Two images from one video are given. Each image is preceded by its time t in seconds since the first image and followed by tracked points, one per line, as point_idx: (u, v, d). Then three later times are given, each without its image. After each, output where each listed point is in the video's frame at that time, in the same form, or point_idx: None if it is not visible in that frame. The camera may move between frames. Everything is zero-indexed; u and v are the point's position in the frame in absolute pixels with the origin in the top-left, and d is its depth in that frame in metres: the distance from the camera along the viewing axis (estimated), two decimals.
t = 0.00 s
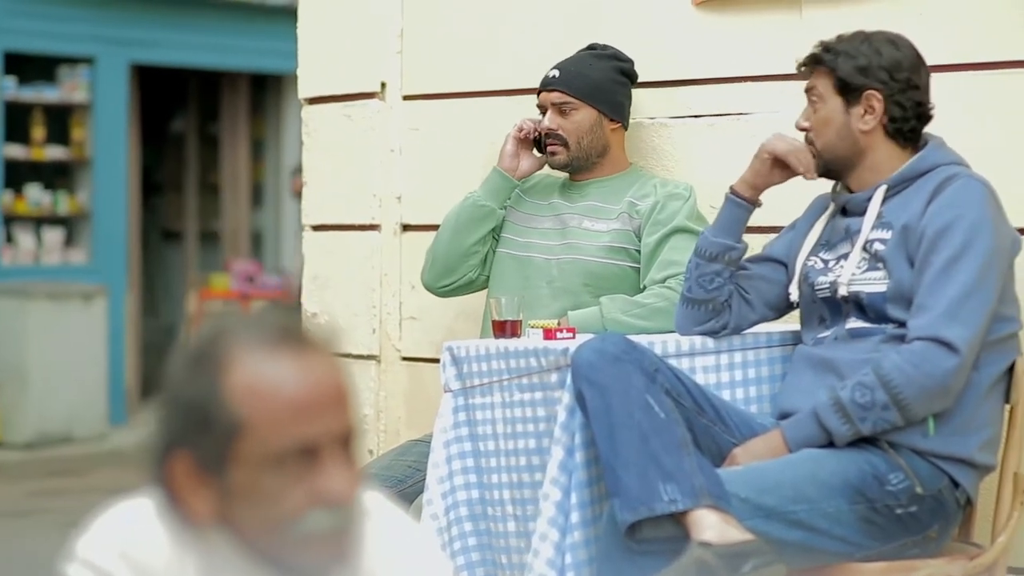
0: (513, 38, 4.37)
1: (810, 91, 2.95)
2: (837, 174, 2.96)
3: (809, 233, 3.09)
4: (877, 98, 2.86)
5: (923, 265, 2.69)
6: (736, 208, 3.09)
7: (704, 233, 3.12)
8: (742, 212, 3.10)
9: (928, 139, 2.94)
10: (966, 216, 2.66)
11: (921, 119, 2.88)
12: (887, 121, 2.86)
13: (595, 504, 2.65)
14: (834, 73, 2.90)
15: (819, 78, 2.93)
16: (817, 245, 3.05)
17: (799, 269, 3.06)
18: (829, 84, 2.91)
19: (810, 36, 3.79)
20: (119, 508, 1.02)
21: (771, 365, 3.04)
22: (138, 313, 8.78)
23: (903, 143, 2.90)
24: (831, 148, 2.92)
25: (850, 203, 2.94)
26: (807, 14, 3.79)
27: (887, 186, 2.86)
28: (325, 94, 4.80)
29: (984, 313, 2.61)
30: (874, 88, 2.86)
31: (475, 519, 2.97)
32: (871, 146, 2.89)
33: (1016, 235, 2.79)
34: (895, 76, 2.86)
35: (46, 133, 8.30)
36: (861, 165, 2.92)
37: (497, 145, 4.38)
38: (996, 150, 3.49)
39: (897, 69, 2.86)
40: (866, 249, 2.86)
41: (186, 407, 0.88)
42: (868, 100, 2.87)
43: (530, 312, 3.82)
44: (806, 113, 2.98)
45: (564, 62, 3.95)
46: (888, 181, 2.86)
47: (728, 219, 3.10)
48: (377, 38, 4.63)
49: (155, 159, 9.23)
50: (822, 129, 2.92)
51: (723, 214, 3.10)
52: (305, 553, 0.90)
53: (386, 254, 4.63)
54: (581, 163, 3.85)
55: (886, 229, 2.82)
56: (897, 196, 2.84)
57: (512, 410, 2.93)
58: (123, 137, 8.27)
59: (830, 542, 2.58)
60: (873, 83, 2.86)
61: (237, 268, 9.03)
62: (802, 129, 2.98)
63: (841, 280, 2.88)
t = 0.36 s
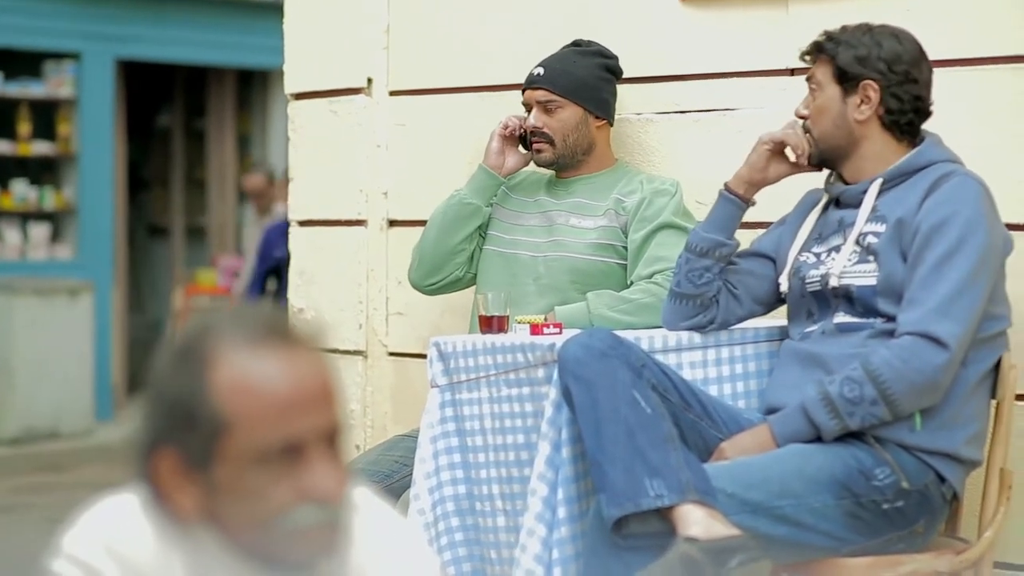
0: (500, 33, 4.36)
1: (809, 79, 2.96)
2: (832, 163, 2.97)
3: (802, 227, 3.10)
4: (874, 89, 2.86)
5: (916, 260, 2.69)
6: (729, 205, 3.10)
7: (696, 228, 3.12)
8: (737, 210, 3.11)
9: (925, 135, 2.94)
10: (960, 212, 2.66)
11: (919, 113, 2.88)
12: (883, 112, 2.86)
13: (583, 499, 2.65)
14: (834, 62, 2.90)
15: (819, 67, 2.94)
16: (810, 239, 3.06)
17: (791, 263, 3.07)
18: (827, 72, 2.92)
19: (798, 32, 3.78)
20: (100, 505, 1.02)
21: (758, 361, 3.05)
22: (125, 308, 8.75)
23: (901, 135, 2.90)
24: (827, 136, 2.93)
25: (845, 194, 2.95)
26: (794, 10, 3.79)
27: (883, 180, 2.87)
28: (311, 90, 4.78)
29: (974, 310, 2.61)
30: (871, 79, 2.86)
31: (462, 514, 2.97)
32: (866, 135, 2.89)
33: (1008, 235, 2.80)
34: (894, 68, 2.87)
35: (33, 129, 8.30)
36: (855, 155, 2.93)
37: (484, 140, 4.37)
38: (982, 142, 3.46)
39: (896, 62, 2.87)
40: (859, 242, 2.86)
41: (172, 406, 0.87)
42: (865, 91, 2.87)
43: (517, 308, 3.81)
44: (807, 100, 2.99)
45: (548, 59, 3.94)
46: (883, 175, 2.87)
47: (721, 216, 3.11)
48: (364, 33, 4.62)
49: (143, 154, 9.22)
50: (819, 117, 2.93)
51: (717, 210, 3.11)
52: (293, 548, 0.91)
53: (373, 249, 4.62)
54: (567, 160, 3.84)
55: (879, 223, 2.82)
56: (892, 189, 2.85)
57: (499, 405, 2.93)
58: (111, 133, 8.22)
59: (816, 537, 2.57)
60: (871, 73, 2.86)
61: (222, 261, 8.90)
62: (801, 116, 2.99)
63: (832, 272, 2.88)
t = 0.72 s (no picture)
0: (488, 24, 4.34)
1: (793, 73, 2.96)
2: (818, 158, 2.97)
3: (789, 221, 3.10)
4: (859, 82, 2.86)
5: (905, 253, 2.69)
6: (718, 197, 3.09)
7: (685, 221, 3.11)
8: (725, 202, 3.09)
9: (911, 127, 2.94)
10: (949, 205, 2.66)
11: (904, 105, 2.88)
12: (869, 105, 2.86)
13: (571, 491, 2.65)
14: (818, 56, 2.90)
15: (803, 62, 2.94)
16: (798, 232, 3.05)
17: (778, 256, 3.06)
18: (812, 66, 2.92)
19: (785, 24, 3.78)
20: (86, 497, 1.02)
21: (746, 352, 3.05)
22: (113, 300, 8.72)
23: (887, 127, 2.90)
24: (813, 129, 2.92)
25: (832, 186, 2.94)
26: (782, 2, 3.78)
27: (870, 172, 2.86)
28: (298, 81, 4.77)
29: (963, 303, 2.61)
30: (856, 72, 2.86)
31: (450, 505, 2.95)
32: (851, 128, 2.89)
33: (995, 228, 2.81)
34: (878, 61, 2.86)
35: (20, 120, 8.29)
36: (842, 149, 2.92)
37: (472, 132, 4.36)
38: (970, 133, 3.46)
39: (881, 54, 2.87)
40: (847, 235, 2.86)
41: (159, 395, 0.89)
42: (850, 84, 2.87)
43: (505, 299, 3.81)
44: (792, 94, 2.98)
45: (539, 51, 3.92)
46: (871, 167, 2.87)
47: (710, 209, 3.10)
48: (351, 25, 4.61)
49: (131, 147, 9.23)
50: (804, 111, 2.93)
51: (706, 203, 3.10)
52: (279, 539, 0.91)
53: (361, 241, 4.61)
54: (559, 152, 3.84)
55: (867, 216, 2.82)
56: (881, 181, 2.85)
57: (487, 397, 2.92)
58: (99, 123, 8.19)
59: (803, 528, 2.57)
60: (856, 66, 2.86)
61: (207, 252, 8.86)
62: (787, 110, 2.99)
63: (820, 265, 2.88)
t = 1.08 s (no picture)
0: (476, 17, 4.33)
1: (779, 68, 2.96)
2: (805, 152, 2.97)
3: (776, 215, 3.09)
4: (845, 77, 2.86)
5: (893, 246, 2.69)
6: (705, 189, 3.08)
7: (671, 214, 3.11)
8: (712, 194, 3.09)
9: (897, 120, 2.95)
10: (936, 199, 2.66)
11: (891, 99, 2.88)
12: (856, 99, 2.86)
13: (558, 485, 2.64)
14: (805, 50, 2.90)
15: (789, 55, 2.94)
16: (785, 226, 3.05)
17: (766, 250, 3.06)
18: (798, 61, 2.91)
19: (774, 17, 3.77)
20: (75, 489, 1.02)
21: (735, 346, 3.04)
22: (101, 294, 8.68)
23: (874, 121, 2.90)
24: (800, 125, 2.92)
25: (819, 180, 2.94)
26: None
27: (857, 166, 2.86)
28: (286, 74, 4.75)
29: (950, 296, 2.61)
30: (843, 67, 2.86)
31: (438, 499, 2.96)
32: (838, 123, 2.89)
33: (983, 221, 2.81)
34: (865, 55, 2.86)
35: (8, 113, 8.20)
36: (829, 143, 2.92)
37: (460, 125, 4.34)
38: (957, 126, 3.45)
39: (867, 48, 2.86)
40: (834, 229, 2.86)
41: (144, 389, 0.89)
42: (837, 79, 2.87)
43: (494, 293, 3.80)
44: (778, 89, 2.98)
45: (528, 43, 3.92)
46: (857, 161, 2.87)
47: (697, 202, 3.09)
48: (339, 17, 4.59)
49: (118, 139, 9.00)
50: (792, 106, 2.93)
51: (692, 196, 3.09)
52: (269, 531, 0.91)
53: (349, 235, 4.59)
54: (545, 146, 3.83)
55: (855, 209, 2.82)
56: (868, 175, 2.85)
57: (474, 390, 2.92)
58: (84, 118, 8.17)
59: (792, 522, 2.56)
60: (842, 61, 2.86)
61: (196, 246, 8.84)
62: (773, 105, 2.99)
63: (808, 259, 2.88)
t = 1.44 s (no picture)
0: (466, 17, 4.33)
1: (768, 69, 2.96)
2: (793, 153, 2.97)
3: (765, 214, 3.10)
4: (834, 77, 2.86)
5: (882, 246, 2.69)
6: (694, 189, 3.09)
7: (661, 214, 3.10)
8: (702, 195, 3.09)
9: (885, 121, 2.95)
10: (924, 199, 2.67)
11: (880, 100, 2.88)
12: (845, 100, 2.86)
13: (547, 485, 2.64)
14: (793, 51, 2.90)
15: (777, 56, 2.94)
16: (774, 226, 3.05)
17: (755, 250, 3.06)
18: (786, 61, 2.91)
19: (763, 18, 3.77)
20: (67, 491, 1.05)
21: (724, 346, 3.05)
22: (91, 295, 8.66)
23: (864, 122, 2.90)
24: (789, 125, 2.92)
25: (808, 181, 2.94)
26: None
27: (846, 167, 2.87)
28: (276, 74, 4.74)
29: (939, 296, 2.61)
30: (831, 68, 2.86)
31: (428, 500, 2.95)
32: (827, 124, 2.90)
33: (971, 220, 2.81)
34: (854, 56, 2.87)
35: None
36: (817, 143, 2.92)
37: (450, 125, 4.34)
38: (947, 127, 3.46)
39: (856, 49, 2.87)
40: (823, 229, 2.86)
41: (135, 387, 0.93)
42: (825, 79, 2.87)
43: (483, 293, 3.80)
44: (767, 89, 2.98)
45: (519, 42, 3.92)
46: (846, 162, 2.87)
47: (686, 203, 3.09)
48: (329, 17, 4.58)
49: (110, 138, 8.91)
50: (780, 107, 2.93)
51: (682, 197, 3.09)
52: (256, 528, 0.94)
53: (338, 235, 4.59)
54: (534, 145, 3.83)
55: (844, 210, 2.82)
56: (857, 176, 2.85)
57: (464, 390, 2.92)
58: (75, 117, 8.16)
59: (781, 522, 2.56)
60: (831, 62, 2.86)
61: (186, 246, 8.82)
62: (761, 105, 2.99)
63: (797, 260, 2.88)
